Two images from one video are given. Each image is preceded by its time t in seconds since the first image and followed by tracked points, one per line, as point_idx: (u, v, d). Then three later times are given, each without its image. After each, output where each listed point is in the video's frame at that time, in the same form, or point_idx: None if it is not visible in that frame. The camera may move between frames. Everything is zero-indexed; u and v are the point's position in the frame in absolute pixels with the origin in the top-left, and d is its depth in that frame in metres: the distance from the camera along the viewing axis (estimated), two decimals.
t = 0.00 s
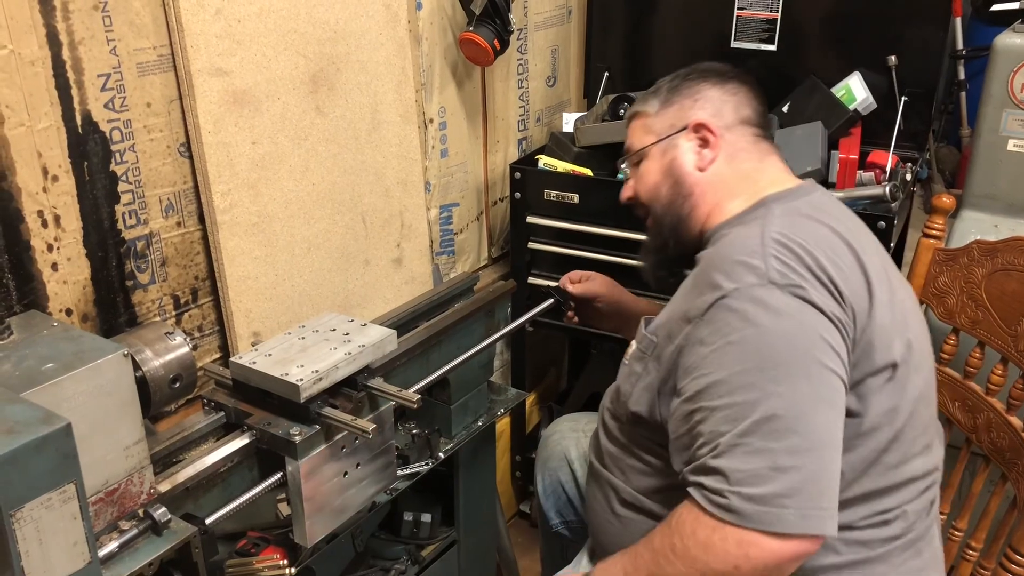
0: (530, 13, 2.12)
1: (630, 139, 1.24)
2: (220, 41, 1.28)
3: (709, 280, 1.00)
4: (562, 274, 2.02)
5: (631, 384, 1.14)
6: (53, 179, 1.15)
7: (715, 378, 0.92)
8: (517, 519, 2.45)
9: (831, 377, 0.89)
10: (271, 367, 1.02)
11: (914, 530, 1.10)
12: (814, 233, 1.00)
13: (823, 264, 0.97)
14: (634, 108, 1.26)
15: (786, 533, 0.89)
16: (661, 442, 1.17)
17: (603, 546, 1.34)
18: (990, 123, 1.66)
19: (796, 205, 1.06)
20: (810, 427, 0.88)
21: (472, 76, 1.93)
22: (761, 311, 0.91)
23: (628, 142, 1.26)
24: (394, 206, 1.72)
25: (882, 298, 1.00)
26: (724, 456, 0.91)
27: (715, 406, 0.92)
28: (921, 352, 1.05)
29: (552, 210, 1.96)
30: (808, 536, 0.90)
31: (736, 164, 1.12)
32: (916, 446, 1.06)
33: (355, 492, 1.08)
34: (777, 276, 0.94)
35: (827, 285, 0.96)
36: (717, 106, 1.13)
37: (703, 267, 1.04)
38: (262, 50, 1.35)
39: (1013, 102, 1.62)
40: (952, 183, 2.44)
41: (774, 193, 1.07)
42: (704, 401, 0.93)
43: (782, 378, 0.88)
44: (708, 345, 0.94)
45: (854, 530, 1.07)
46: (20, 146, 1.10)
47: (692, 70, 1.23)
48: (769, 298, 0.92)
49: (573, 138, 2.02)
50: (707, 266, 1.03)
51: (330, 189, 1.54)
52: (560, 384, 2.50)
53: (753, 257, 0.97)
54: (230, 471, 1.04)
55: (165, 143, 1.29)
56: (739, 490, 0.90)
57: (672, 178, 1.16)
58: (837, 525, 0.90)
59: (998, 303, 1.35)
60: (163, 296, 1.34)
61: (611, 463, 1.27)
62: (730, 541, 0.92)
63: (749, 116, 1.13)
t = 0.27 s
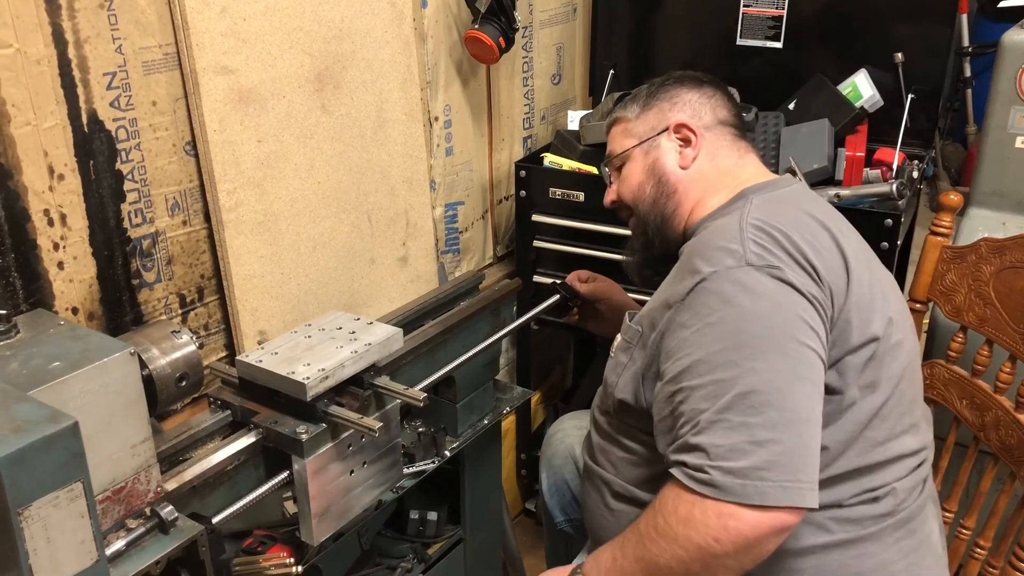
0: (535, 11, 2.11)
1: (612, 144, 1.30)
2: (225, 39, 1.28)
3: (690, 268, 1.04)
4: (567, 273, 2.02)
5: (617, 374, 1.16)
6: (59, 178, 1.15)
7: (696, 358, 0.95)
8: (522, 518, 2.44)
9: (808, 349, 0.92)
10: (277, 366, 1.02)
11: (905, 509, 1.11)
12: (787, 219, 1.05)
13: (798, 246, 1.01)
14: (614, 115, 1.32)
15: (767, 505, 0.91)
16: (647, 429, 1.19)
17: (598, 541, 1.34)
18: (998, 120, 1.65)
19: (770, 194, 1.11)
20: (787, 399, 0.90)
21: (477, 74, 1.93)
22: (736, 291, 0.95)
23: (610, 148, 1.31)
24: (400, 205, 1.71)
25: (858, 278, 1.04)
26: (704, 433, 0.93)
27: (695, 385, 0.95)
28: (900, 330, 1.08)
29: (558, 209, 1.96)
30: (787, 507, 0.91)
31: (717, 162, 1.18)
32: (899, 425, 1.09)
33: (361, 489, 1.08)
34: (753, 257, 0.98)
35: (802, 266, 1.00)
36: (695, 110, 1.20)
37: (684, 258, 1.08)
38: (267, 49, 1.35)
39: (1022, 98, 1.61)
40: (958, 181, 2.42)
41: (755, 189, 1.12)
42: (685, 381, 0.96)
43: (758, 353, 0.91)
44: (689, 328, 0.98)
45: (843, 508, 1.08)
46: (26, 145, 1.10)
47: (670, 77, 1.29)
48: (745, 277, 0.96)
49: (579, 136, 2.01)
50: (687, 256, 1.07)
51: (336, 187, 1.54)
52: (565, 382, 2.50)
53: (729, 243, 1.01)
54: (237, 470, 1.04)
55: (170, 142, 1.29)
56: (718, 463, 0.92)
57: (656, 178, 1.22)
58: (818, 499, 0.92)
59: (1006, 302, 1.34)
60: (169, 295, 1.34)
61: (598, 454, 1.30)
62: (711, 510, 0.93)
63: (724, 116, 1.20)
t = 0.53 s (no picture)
0: (543, 5, 2.10)
1: (635, 128, 1.28)
2: (234, 34, 1.28)
3: (709, 264, 1.02)
4: (576, 268, 2.01)
5: (632, 367, 1.16)
6: (68, 173, 1.15)
7: (713, 359, 0.94)
8: (531, 514, 2.44)
9: (826, 353, 0.92)
10: (288, 361, 1.02)
11: (919, 505, 1.10)
12: (809, 214, 1.03)
13: (819, 244, 0.99)
14: (636, 98, 1.30)
15: (780, 510, 0.91)
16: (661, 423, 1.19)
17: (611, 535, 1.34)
18: (1011, 113, 1.63)
19: (792, 187, 1.09)
20: (803, 405, 0.90)
21: (486, 68, 1.92)
22: (755, 291, 0.94)
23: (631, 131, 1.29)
24: (408, 200, 1.71)
25: (880, 276, 1.03)
26: (720, 436, 0.93)
27: (711, 386, 0.94)
28: (920, 328, 1.07)
29: (566, 204, 1.95)
30: (800, 513, 0.91)
31: (742, 150, 1.17)
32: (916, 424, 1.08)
33: (372, 485, 1.07)
34: (773, 256, 0.96)
35: (822, 264, 0.98)
36: (721, 96, 1.19)
37: (702, 253, 1.07)
38: (276, 44, 1.34)
39: None
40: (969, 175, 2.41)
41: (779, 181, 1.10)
42: (701, 381, 0.95)
43: (776, 357, 0.91)
44: (707, 327, 0.97)
45: (857, 504, 1.08)
46: (36, 140, 1.10)
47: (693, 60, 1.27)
48: (763, 277, 0.95)
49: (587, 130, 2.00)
50: (705, 251, 1.06)
51: (345, 183, 1.54)
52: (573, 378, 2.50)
53: (749, 240, 0.99)
54: (248, 465, 1.04)
55: (180, 137, 1.29)
56: (731, 467, 0.92)
57: (681, 166, 1.20)
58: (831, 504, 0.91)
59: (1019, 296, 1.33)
60: (178, 290, 1.34)
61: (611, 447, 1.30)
62: (726, 511, 0.93)
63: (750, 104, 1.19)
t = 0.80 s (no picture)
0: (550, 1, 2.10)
1: (684, 100, 1.14)
2: (243, 30, 1.28)
3: (755, 273, 1.00)
4: (583, 263, 2.01)
5: (666, 367, 1.15)
6: (78, 169, 1.15)
7: (748, 379, 0.94)
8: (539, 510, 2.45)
9: (864, 385, 0.91)
10: (298, 355, 1.02)
11: (952, 515, 1.10)
12: (866, 229, 0.99)
13: (871, 263, 0.97)
14: (687, 63, 1.15)
15: (792, 539, 0.93)
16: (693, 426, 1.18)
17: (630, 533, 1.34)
18: (1019, 107, 1.62)
19: (848, 194, 1.04)
20: (833, 437, 0.90)
21: (492, 64, 1.92)
22: (800, 313, 0.92)
23: (680, 103, 1.15)
24: (416, 196, 1.71)
25: (930, 296, 1.00)
26: (742, 458, 0.94)
27: (742, 403, 0.94)
28: (966, 348, 1.05)
29: (573, 200, 1.95)
30: (811, 542, 0.93)
31: (804, 145, 1.08)
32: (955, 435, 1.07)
33: (383, 479, 1.08)
34: (825, 276, 0.94)
35: (873, 286, 0.96)
36: (787, 81, 1.07)
37: (748, 257, 1.04)
38: (285, 40, 1.35)
39: None
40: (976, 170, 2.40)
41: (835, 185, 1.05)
42: (732, 396, 0.96)
43: (814, 385, 0.90)
44: (748, 343, 0.95)
45: (892, 513, 1.07)
46: (47, 136, 1.11)
47: (748, 28, 1.14)
48: (809, 298, 0.93)
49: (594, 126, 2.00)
50: (751, 256, 1.03)
51: (353, 178, 1.54)
52: (580, 375, 2.51)
53: (799, 254, 0.97)
54: (258, 459, 1.04)
55: (189, 133, 1.29)
56: (750, 493, 0.93)
57: (740, 155, 1.10)
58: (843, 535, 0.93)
59: None
60: (187, 285, 1.34)
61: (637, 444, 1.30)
62: (737, 531, 0.95)
63: (817, 90, 1.09)
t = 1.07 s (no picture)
0: None
1: (768, 94, 1.03)
2: (249, 28, 1.28)
3: (799, 287, 0.99)
4: (588, 261, 2.01)
5: (702, 371, 1.16)
6: (86, 166, 1.16)
7: (762, 391, 0.95)
8: (542, 506, 2.46)
9: (878, 429, 0.89)
10: (306, 351, 1.03)
11: (980, 538, 1.10)
12: (926, 263, 0.95)
13: (923, 300, 0.93)
14: (776, 50, 1.03)
15: (758, 553, 0.94)
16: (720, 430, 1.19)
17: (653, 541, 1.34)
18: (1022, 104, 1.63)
19: (915, 222, 1.00)
20: (826, 469, 0.90)
21: (496, 62, 1.93)
22: (835, 341, 0.91)
23: (761, 95, 1.04)
24: (420, 194, 1.72)
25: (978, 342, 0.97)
26: (734, 465, 0.95)
27: (751, 413, 0.95)
28: (1010, 391, 1.03)
29: (577, 197, 1.96)
30: (778, 560, 0.94)
31: (883, 161, 1.04)
32: (988, 465, 1.06)
33: (389, 475, 1.09)
34: (869, 308, 0.91)
35: (919, 328, 0.92)
36: (886, 92, 0.99)
37: (796, 269, 1.03)
38: (290, 37, 1.35)
39: None
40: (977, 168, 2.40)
41: (902, 205, 1.01)
42: (744, 403, 0.97)
43: (834, 417, 0.89)
44: (774, 357, 0.95)
45: (922, 538, 1.06)
46: (55, 133, 1.11)
47: (844, 16, 1.03)
48: (847, 328, 0.91)
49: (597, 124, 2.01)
50: (799, 269, 1.02)
51: (357, 176, 1.54)
52: (582, 372, 2.52)
53: (846, 279, 0.95)
54: (266, 454, 1.04)
55: (195, 130, 1.29)
56: (731, 503, 0.95)
57: (820, 168, 1.02)
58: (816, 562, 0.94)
59: None
60: (193, 282, 1.35)
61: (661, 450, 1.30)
62: (703, 538, 0.98)
63: (905, 103, 1.02)
